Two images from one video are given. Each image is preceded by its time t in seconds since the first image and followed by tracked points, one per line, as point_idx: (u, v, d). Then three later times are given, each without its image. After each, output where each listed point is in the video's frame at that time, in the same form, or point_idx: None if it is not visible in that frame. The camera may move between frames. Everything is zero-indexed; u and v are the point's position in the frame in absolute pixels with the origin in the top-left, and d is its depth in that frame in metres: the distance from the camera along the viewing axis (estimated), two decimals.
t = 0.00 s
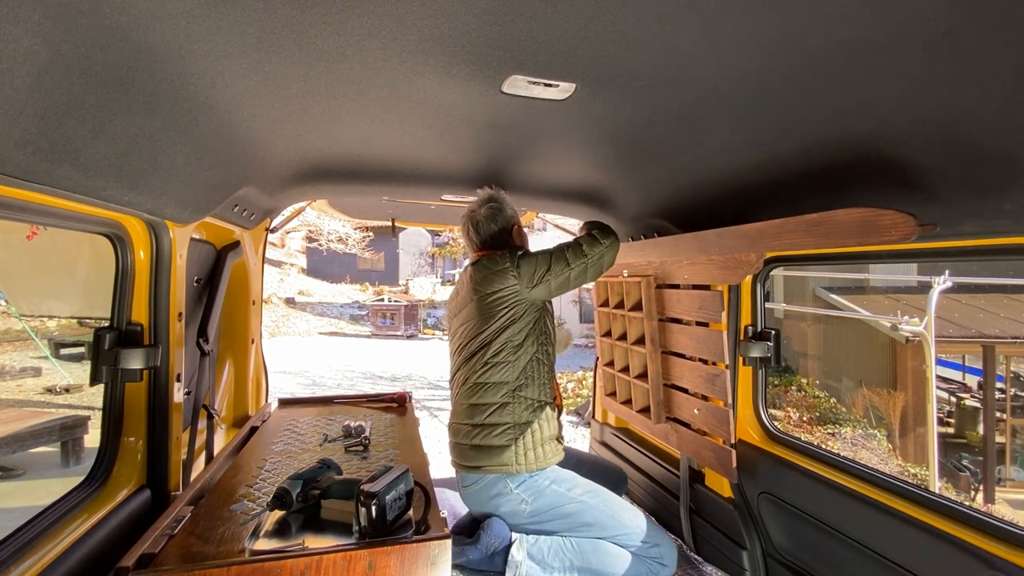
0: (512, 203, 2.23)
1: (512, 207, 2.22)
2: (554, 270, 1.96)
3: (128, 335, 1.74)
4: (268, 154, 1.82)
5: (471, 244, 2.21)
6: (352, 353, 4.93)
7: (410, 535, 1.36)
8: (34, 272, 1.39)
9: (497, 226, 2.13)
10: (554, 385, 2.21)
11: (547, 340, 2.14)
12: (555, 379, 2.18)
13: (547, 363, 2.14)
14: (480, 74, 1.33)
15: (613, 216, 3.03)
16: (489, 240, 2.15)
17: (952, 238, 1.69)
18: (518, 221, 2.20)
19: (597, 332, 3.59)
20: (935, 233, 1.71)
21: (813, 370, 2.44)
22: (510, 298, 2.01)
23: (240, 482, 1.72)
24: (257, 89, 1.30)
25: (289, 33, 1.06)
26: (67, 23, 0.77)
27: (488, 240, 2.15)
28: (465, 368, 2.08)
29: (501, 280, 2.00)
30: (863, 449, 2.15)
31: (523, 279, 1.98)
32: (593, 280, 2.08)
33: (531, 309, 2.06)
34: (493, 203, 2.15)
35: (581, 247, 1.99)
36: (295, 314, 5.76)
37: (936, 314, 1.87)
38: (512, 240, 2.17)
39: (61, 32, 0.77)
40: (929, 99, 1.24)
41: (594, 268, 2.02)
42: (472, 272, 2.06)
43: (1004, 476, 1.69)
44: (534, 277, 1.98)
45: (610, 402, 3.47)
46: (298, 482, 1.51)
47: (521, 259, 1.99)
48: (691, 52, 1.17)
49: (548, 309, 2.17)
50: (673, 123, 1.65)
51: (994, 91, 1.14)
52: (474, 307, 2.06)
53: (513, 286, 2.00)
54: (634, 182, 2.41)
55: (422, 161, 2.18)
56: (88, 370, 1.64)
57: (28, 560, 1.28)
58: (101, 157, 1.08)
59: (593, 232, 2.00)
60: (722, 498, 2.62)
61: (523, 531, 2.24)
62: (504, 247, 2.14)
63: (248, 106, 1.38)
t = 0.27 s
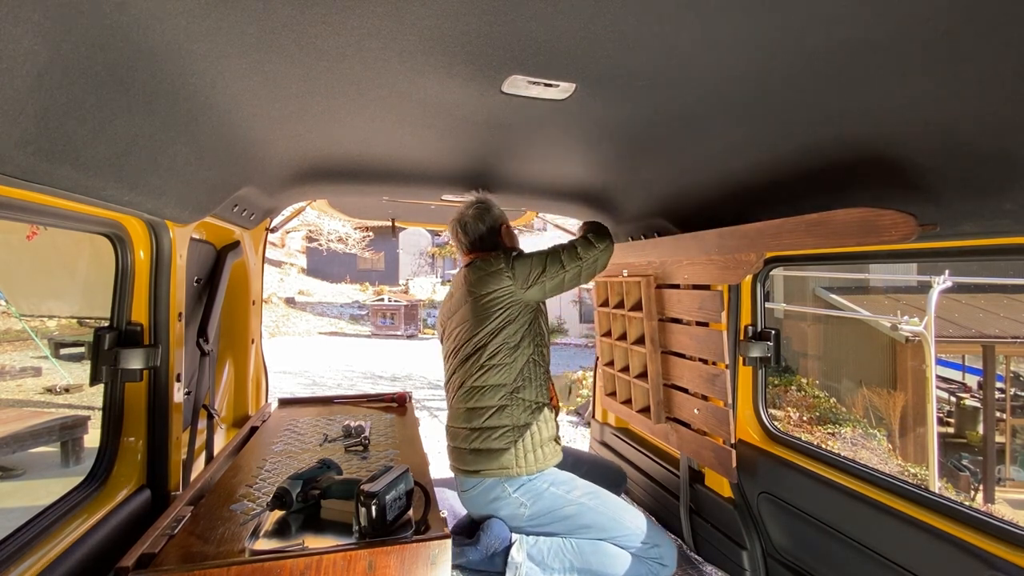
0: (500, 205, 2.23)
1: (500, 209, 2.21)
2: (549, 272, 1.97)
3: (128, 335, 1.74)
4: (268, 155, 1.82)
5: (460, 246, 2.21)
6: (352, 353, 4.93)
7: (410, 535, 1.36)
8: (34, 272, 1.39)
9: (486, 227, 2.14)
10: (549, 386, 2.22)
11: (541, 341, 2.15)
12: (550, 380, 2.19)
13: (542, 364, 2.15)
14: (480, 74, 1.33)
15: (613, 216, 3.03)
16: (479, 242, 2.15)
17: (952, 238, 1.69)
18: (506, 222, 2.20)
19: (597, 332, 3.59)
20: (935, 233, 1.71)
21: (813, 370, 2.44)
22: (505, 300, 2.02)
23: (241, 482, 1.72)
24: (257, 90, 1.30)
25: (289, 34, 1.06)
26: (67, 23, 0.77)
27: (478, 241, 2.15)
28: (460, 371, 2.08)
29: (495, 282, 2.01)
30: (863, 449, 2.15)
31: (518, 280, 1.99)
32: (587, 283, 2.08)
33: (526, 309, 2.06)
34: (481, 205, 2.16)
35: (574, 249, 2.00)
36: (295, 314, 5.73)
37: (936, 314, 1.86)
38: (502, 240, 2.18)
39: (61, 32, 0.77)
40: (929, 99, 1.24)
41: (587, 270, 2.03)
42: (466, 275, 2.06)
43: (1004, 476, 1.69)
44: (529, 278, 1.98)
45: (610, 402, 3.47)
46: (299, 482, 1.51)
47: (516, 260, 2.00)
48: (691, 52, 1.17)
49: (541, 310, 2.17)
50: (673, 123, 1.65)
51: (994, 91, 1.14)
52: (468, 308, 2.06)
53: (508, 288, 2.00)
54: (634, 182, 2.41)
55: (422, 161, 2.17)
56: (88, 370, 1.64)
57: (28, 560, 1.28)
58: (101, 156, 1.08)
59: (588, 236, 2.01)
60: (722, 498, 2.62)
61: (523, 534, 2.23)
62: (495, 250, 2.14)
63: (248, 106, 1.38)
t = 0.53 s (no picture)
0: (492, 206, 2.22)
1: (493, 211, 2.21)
2: (541, 290, 1.95)
3: (128, 335, 1.74)
4: (268, 155, 1.82)
5: (455, 249, 2.24)
6: (352, 354, 4.92)
7: (410, 535, 1.36)
8: (34, 272, 1.39)
9: (477, 230, 2.15)
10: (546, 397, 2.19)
11: (538, 354, 2.12)
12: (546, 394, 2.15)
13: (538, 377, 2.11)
14: (480, 74, 1.33)
15: (613, 216, 3.03)
16: (471, 244, 2.17)
17: (952, 238, 1.69)
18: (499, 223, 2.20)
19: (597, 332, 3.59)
20: (934, 233, 1.71)
21: (813, 370, 2.45)
22: (495, 311, 2.02)
23: (240, 482, 1.72)
24: (257, 89, 1.30)
25: (288, 34, 1.06)
26: (67, 24, 0.77)
27: (470, 244, 2.17)
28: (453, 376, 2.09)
29: (486, 293, 2.02)
30: (863, 449, 2.15)
31: (507, 291, 1.99)
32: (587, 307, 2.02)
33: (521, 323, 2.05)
34: (473, 207, 2.17)
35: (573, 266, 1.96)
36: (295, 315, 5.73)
37: (936, 314, 1.88)
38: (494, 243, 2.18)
39: (60, 32, 0.77)
40: (930, 98, 1.24)
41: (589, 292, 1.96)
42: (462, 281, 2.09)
43: (1004, 476, 1.70)
44: (519, 290, 1.97)
45: (610, 402, 3.47)
46: (298, 482, 1.51)
47: (510, 270, 2.00)
48: (691, 52, 1.17)
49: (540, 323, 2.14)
50: (674, 122, 1.64)
51: (993, 91, 1.14)
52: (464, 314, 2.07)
53: (498, 299, 2.01)
54: (635, 182, 2.41)
55: (422, 161, 2.17)
56: (88, 370, 1.64)
57: (28, 560, 1.28)
58: (101, 156, 1.08)
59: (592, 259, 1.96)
60: (722, 498, 2.63)
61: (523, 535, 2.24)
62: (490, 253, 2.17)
63: (248, 106, 1.38)
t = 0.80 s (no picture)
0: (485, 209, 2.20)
1: (486, 214, 2.19)
2: (522, 327, 1.94)
3: (128, 335, 1.74)
4: (268, 154, 1.82)
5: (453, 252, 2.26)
6: (352, 354, 4.91)
7: (411, 535, 1.36)
8: (34, 272, 1.39)
9: (472, 236, 2.15)
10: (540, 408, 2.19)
11: (530, 370, 2.11)
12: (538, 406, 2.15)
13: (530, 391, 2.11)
14: (480, 74, 1.32)
15: (613, 216, 3.03)
16: (466, 250, 2.18)
17: (952, 238, 1.69)
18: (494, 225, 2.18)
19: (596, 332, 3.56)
20: (934, 233, 1.71)
21: (812, 370, 2.44)
22: (485, 326, 2.03)
23: (241, 482, 1.72)
24: (257, 90, 1.30)
25: (289, 33, 1.06)
26: (67, 24, 0.77)
27: (465, 249, 2.18)
28: (447, 382, 2.12)
29: (476, 306, 2.04)
30: (863, 449, 2.14)
31: (496, 308, 2.00)
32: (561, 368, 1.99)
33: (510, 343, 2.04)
34: (466, 211, 2.16)
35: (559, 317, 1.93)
36: (295, 314, 5.49)
37: (936, 314, 1.86)
38: (489, 247, 2.16)
39: (60, 32, 0.77)
40: (929, 98, 1.24)
41: (573, 355, 1.91)
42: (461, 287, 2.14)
43: (1004, 476, 1.69)
44: (506, 308, 1.98)
45: (610, 402, 3.46)
46: (298, 482, 1.51)
47: (500, 287, 2.00)
48: (690, 53, 1.17)
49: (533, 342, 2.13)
50: (674, 122, 1.64)
51: (993, 91, 1.14)
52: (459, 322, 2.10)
53: (488, 314, 2.02)
54: (635, 182, 2.41)
55: (422, 161, 2.18)
56: (88, 370, 1.64)
57: (28, 560, 1.28)
58: (101, 156, 1.08)
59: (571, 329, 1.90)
60: (722, 498, 2.63)
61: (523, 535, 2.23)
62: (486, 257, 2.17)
63: (248, 106, 1.38)
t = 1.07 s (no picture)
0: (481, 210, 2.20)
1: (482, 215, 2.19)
2: (512, 351, 1.98)
3: (128, 335, 1.74)
4: (268, 154, 1.82)
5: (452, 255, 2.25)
6: (352, 354, 4.91)
7: (410, 535, 1.36)
8: (34, 272, 1.39)
9: (469, 239, 2.15)
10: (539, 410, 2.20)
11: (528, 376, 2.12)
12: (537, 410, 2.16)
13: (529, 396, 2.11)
14: (480, 74, 1.32)
15: (614, 216, 3.03)
16: (464, 254, 2.18)
17: (952, 238, 1.69)
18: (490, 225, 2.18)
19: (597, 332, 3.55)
20: (935, 233, 1.71)
21: (813, 370, 2.44)
22: (481, 334, 2.03)
23: (241, 482, 1.72)
24: (257, 90, 1.30)
25: (289, 34, 1.06)
26: (67, 24, 0.77)
27: (462, 254, 2.18)
28: (444, 385, 2.12)
29: (472, 312, 2.04)
30: (863, 449, 2.14)
31: (493, 315, 2.00)
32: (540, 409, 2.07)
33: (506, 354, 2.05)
34: (462, 215, 2.16)
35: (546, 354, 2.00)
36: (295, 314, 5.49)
37: (936, 314, 1.83)
38: (486, 251, 2.16)
39: (60, 32, 0.77)
40: (930, 98, 1.23)
41: (552, 396, 1.99)
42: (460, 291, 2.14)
43: (1004, 476, 1.66)
44: (504, 316, 1.98)
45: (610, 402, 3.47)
46: (298, 482, 1.51)
47: (496, 296, 2.00)
48: (690, 53, 1.17)
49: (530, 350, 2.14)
50: (674, 122, 1.64)
51: (993, 91, 1.14)
52: (455, 327, 2.10)
53: (484, 321, 2.02)
54: (635, 182, 2.41)
55: (422, 161, 2.18)
56: (88, 370, 1.64)
57: (28, 560, 1.28)
58: (100, 157, 1.08)
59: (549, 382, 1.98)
60: (722, 498, 2.63)
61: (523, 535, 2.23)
62: (484, 260, 2.17)
63: (248, 106, 1.38)
